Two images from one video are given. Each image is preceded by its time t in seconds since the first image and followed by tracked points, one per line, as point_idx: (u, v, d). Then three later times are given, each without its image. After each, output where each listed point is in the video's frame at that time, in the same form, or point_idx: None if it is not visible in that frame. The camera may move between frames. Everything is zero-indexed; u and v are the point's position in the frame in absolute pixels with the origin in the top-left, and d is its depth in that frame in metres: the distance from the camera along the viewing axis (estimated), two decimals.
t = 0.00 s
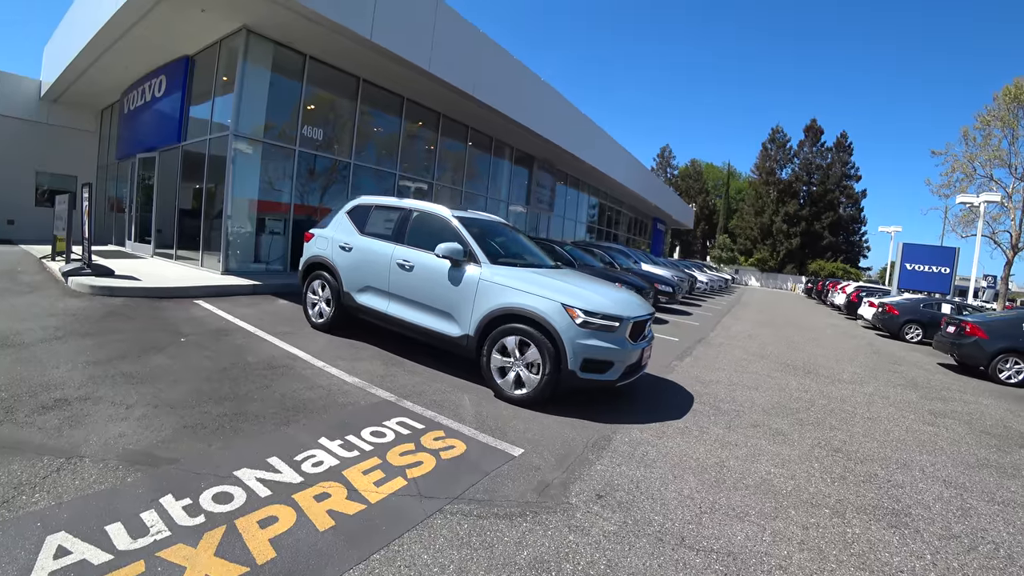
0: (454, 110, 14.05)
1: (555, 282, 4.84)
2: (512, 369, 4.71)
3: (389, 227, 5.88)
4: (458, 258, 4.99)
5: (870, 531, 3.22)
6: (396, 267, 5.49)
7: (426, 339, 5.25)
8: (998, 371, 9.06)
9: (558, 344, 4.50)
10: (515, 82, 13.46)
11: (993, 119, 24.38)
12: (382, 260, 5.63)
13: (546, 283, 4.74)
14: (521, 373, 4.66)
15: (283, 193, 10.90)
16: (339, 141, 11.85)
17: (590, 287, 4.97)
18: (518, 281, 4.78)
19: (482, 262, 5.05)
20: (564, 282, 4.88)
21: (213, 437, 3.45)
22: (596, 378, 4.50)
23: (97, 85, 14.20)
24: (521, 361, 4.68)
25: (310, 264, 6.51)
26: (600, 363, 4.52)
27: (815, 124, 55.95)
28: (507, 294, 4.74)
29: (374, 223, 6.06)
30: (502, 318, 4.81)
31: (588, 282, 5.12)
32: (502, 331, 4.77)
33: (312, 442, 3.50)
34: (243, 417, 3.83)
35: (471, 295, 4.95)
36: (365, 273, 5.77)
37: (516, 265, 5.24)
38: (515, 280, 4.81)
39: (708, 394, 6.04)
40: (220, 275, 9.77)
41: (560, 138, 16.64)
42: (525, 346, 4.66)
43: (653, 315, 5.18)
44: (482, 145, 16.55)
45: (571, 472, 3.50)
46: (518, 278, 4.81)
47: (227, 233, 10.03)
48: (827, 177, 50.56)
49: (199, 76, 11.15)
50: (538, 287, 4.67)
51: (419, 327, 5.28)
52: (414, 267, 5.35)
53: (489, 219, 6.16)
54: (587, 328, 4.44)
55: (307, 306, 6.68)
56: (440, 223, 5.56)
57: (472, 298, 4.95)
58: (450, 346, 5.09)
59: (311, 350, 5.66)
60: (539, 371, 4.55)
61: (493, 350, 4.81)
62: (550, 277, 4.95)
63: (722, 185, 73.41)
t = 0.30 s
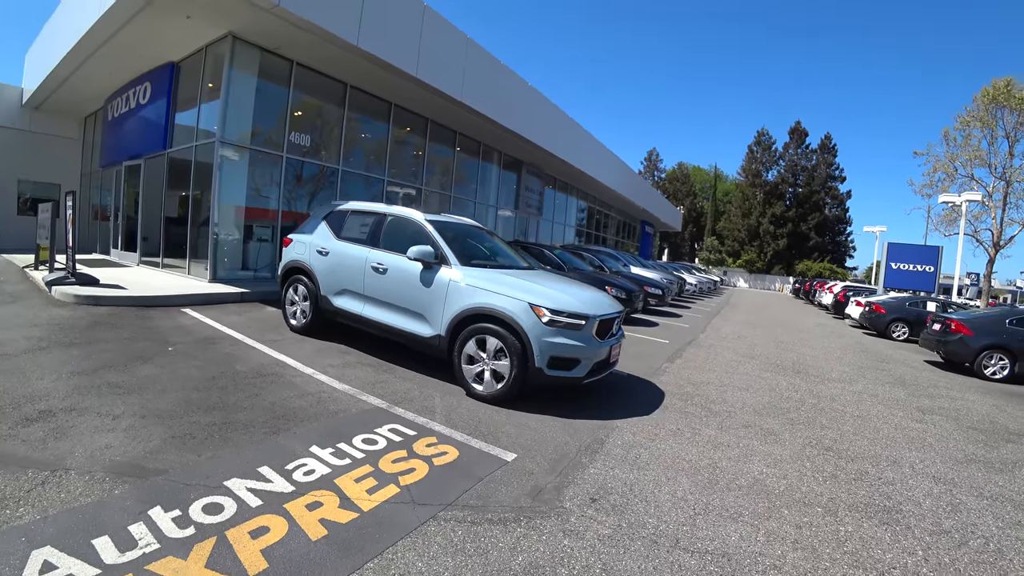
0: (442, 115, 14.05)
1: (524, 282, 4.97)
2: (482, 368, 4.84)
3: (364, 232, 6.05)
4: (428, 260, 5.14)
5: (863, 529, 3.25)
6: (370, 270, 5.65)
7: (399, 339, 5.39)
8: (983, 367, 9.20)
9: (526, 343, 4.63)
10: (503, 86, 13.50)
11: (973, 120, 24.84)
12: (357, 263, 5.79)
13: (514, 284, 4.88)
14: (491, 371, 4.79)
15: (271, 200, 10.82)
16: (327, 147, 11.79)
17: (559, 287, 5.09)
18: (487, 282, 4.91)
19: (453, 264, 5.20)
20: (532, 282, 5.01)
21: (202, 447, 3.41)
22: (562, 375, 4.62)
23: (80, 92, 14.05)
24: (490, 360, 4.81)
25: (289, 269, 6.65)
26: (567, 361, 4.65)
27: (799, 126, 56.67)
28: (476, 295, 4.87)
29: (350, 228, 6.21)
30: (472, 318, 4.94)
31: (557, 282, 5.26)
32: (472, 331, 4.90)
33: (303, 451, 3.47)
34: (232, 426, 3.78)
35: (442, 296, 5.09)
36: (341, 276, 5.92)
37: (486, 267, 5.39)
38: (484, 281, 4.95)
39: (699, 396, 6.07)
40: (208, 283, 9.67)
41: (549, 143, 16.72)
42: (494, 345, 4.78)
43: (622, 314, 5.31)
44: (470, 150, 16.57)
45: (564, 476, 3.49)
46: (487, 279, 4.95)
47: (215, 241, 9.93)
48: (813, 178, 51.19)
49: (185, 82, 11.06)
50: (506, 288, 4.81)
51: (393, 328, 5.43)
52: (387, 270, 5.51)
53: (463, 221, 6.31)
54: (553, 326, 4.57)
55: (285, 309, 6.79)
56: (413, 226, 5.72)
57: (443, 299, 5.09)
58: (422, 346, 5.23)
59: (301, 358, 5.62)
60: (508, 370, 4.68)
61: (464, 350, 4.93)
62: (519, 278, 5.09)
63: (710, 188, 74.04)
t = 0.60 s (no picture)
0: (438, 117, 14.08)
1: (499, 282, 5.11)
2: (456, 365, 4.97)
3: (346, 232, 6.18)
4: (407, 260, 5.28)
5: (854, 532, 3.28)
6: (352, 270, 5.79)
7: (379, 337, 5.53)
8: (973, 372, 9.31)
9: (498, 340, 4.76)
10: (499, 89, 13.53)
11: (963, 128, 25.13)
12: (339, 263, 5.92)
13: (489, 282, 5.01)
14: (465, 368, 4.92)
15: (266, 200, 10.77)
16: (321, 148, 11.78)
17: (534, 286, 5.23)
18: (462, 281, 5.05)
19: (431, 263, 5.34)
20: (508, 281, 5.14)
21: (196, 449, 3.39)
22: (533, 372, 4.76)
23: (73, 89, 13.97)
24: (464, 356, 4.95)
25: (273, 267, 6.77)
26: (538, 358, 4.78)
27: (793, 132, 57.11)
28: (451, 293, 5.01)
29: (333, 228, 6.34)
30: (448, 316, 5.08)
31: (532, 282, 5.40)
32: (447, 329, 5.03)
33: (297, 452, 3.46)
34: (226, 426, 3.77)
35: (419, 295, 5.24)
36: (324, 275, 6.06)
37: (463, 266, 5.54)
38: (460, 279, 5.08)
39: (691, 399, 6.12)
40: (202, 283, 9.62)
41: (544, 146, 16.78)
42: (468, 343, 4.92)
43: (596, 313, 5.45)
44: (465, 153, 16.60)
45: (558, 479, 3.51)
46: (463, 278, 5.08)
47: (209, 240, 9.88)
48: (806, 184, 51.59)
49: (180, 81, 11.04)
50: (480, 286, 4.94)
51: (372, 326, 5.57)
52: (368, 269, 5.65)
53: (443, 223, 6.44)
54: (524, 324, 4.71)
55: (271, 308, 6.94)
56: (393, 227, 5.86)
57: (420, 297, 5.24)
58: (408, 346, 5.33)
59: (295, 359, 5.60)
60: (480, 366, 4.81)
61: (439, 348, 5.07)
62: (494, 277, 5.23)
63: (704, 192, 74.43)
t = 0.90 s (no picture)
0: (437, 118, 14.10)
1: (482, 279, 5.26)
2: (440, 359, 5.12)
3: (335, 232, 6.28)
4: (393, 258, 5.40)
5: (855, 530, 3.30)
6: (340, 268, 5.90)
7: (367, 333, 5.66)
8: (972, 371, 9.33)
9: (479, 335, 4.91)
10: (497, 90, 13.55)
11: (961, 127, 25.19)
12: (327, 261, 6.03)
13: (471, 280, 5.16)
14: (448, 362, 5.08)
15: (265, 201, 10.78)
16: (320, 149, 11.78)
17: (515, 283, 5.39)
18: (445, 278, 5.19)
19: (415, 261, 5.47)
20: (490, 278, 5.30)
21: (199, 449, 3.40)
22: (514, 366, 4.91)
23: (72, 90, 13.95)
24: (447, 351, 5.10)
25: (264, 266, 6.88)
26: (519, 352, 4.93)
27: (791, 132, 57.15)
28: (434, 290, 5.15)
29: (322, 228, 6.45)
30: (431, 311, 5.22)
31: (514, 280, 5.56)
32: (430, 324, 5.18)
33: (300, 452, 3.47)
34: (229, 427, 3.78)
35: (404, 292, 5.37)
36: (313, 274, 6.17)
37: (447, 264, 5.68)
38: (443, 276, 5.23)
39: (691, 398, 6.13)
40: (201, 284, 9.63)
41: (542, 147, 16.79)
42: (451, 338, 5.07)
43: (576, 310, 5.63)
44: (464, 153, 16.62)
45: (561, 478, 3.52)
46: (447, 275, 5.23)
47: (207, 241, 9.88)
48: (804, 184, 51.66)
49: (179, 82, 11.05)
50: (463, 283, 5.08)
51: (358, 322, 5.71)
52: (356, 267, 5.76)
53: (431, 223, 6.56)
54: (505, 320, 4.85)
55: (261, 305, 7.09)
56: (380, 227, 5.97)
57: (405, 294, 5.36)
58: (397, 343, 5.43)
59: (296, 359, 5.61)
60: (462, 360, 4.96)
61: (423, 342, 5.22)
62: (476, 275, 5.38)
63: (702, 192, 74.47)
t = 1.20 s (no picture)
0: (445, 114, 14.09)
1: (476, 272, 5.36)
2: (435, 349, 5.23)
3: (335, 226, 6.44)
4: (389, 251, 5.53)
5: (866, 528, 3.28)
6: (339, 261, 6.06)
7: (364, 324, 5.81)
8: (984, 369, 9.23)
9: (472, 326, 4.99)
10: (505, 85, 13.52)
11: (975, 122, 24.84)
12: (327, 255, 6.19)
13: (465, 273, 5.25)
14: (442, 352, 5.18)
15: (274, 197, 10.83)
16: (329, 145, 11.81)
17: (508, 276, 5.47)
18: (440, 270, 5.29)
19: (412, 255, 5.59)
20: (483, 271, 5.39)
21: (212, 443, 3.44)
22: (506, 356, 4.98)
23: (84, 88, 14.08)
24: (441, 342, 5.21)
25: (269, 260, 7.08)
26: (511, 343, 5.01)
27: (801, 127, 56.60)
28: (428, 282, 5.26)
29: (322, 223, 6.61)
30: (426, 303, 5.31)
31: (508, 273, 5.64)
32: (425, 316, 5.29)
33: (312, 446, 3.50)
34: (241, 421, 3.82)
35: (399, 284, 5.50)
36: (314, 267, 6.34)
37: (443, 257, 5.78)
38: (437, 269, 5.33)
39: (700, 394, 6.12)
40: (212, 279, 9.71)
41: (551, 143, 16.74)
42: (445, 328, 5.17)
43: (569, 302, 5.69)
44: (473, 149, 16.61)
45: (571, 473, 3.53)
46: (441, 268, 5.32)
47: (218, 237, 9.96)
48: (814, 179, 51.18)
49: (188, 80, 11.13)
50: (456, 276, 5.18)
51: (355, 313, 5.87)
52: (354, 260, 5.91)
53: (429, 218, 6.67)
54: (497, 311, 4.94)
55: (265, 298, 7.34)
56: (378, 221, 6.11)
57: (400, 286, 5.49)
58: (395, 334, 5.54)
59: (306, 354, 5.66)
60: (455, 350, 5.06)
61: (419, 333, 5.33)
62: (471, 268, 5.47)
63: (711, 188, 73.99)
